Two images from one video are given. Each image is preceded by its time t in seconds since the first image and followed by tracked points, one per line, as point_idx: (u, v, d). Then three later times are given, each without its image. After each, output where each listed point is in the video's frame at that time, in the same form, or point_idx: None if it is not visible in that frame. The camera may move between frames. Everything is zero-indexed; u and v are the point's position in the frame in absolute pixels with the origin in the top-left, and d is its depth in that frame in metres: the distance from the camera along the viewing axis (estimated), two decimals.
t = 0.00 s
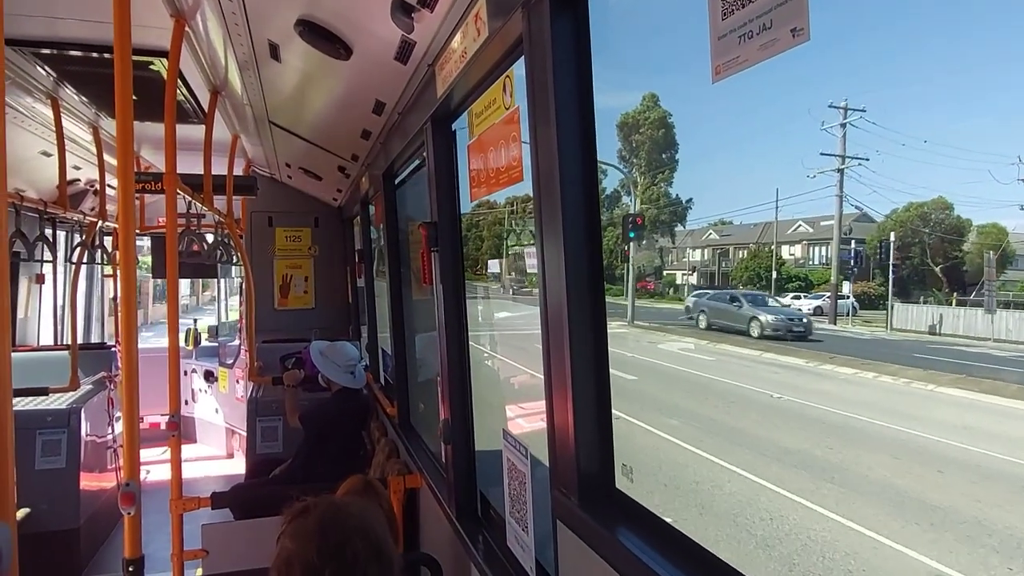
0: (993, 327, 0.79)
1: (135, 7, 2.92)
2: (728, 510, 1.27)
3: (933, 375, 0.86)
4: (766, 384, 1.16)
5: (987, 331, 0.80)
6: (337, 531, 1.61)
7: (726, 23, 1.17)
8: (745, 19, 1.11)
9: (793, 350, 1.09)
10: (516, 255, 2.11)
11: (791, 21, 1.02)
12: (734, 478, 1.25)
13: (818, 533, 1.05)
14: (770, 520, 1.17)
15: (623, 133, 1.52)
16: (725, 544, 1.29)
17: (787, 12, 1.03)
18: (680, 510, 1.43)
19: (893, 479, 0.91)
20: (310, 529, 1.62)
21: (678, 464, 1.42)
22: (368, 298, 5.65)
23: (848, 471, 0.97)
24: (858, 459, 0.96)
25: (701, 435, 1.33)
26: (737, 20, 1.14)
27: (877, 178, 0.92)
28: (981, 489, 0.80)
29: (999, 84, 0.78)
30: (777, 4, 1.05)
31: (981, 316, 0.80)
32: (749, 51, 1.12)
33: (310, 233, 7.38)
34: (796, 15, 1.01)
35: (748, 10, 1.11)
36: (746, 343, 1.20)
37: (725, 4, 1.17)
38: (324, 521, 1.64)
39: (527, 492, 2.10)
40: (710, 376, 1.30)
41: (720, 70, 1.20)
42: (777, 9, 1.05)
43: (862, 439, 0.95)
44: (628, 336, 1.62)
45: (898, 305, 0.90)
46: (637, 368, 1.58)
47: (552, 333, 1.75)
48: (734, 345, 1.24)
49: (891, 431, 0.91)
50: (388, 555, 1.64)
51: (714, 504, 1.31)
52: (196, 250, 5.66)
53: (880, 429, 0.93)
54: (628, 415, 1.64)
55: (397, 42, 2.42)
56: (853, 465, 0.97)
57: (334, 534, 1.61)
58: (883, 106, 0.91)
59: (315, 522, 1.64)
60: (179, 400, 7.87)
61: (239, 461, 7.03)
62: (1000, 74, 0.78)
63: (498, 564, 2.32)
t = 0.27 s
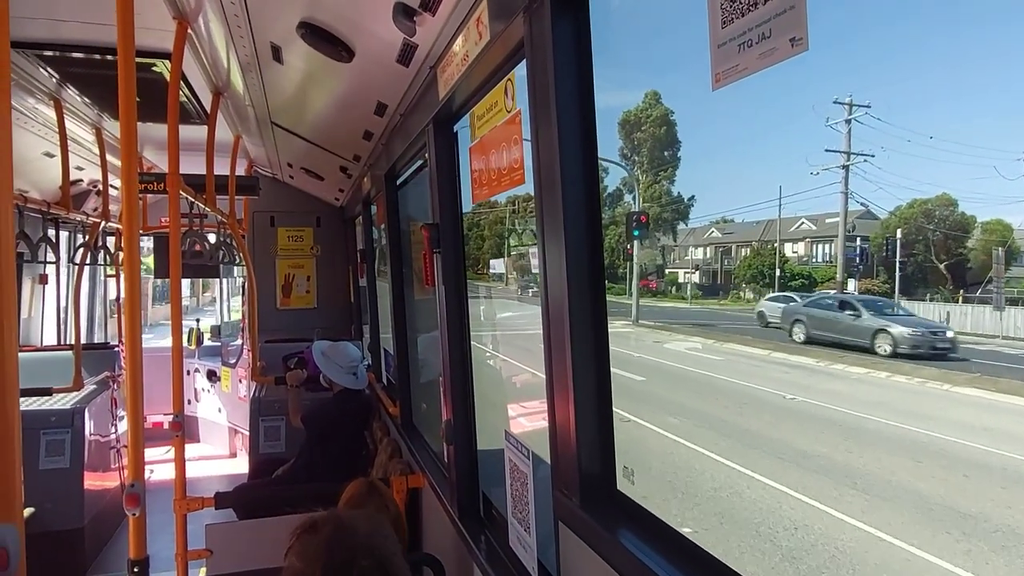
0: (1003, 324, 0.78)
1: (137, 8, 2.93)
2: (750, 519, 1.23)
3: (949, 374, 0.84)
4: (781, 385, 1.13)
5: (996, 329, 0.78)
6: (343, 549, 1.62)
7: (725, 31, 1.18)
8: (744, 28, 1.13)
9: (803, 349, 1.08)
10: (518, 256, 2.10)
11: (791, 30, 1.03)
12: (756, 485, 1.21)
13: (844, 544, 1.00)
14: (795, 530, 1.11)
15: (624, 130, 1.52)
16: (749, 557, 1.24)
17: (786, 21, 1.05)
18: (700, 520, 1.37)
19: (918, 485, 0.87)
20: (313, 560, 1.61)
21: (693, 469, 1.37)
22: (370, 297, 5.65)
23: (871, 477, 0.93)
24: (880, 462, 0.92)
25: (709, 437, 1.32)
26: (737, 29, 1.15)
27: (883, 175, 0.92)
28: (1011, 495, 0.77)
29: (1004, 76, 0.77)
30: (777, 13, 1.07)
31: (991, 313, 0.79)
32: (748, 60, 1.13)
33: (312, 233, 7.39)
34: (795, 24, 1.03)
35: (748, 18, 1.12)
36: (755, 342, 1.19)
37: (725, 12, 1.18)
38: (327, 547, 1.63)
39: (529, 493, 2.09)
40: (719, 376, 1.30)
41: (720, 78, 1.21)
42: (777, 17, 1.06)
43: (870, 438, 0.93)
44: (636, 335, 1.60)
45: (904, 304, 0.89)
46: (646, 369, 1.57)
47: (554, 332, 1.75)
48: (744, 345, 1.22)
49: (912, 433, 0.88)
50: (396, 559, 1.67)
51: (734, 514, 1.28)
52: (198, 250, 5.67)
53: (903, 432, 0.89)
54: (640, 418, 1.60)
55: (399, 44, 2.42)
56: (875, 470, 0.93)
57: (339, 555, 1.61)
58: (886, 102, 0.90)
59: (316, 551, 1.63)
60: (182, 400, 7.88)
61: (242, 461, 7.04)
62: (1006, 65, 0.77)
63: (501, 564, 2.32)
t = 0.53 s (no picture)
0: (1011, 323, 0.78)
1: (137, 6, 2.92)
2: (766, 524, 1.19)
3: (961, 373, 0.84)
4: (791, 384, 1.13)
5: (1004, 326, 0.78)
6: (341, 546, 1.58)
7: (728, 19, 1.16)
8: (746, 16, 1.11)
9: (811, 347, 1.08)
10: (520, 252, 2.09)
11: (794, 17, 1.01)
12: (771, 487, 1.18)
13: (869, 550, 0.99)
14: (815, 535, 1.08)
15: (625, 128, 1.52)
16: (770, 564, 1.19)
17: (789, 8, 1.02)
18: (716, 525, 1.33)
19: (939, 486, 0.87)
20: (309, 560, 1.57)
21: (706, 472, 1.35)
22: (372, 295, 5.65)
23: (890, 479, 0.93)
24: (898, 464, 0.92)
25: (719, 436, 1.31)
26: (739, 17, 1.14)
27: (887, 170, 0.91)
28: None
29: (1009, 70, 0.77)
30: None
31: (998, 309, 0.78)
32: (751, 48, 1.12)
33: (313, 231, 7.39)
34: (799, 11, 1.01)
35: (750, 6, 1.10)
36: (764, 340, 1.19)
37: None
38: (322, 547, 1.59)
39: (532, 490, 2.09)
40: (722, 374, 1.30)
41: (722, 67, 1.19)
42: (780, 4, 1.04)
43: (883, 438, 0.94)
44: (641, 334, 1.59)
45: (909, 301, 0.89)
46: (652, 368, 1.56)
47: (556, 329, 1.75)
48: (753, 343, 1.23)
49: (928, 433, 0.88)
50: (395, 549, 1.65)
51: (749, 518, 1.24)
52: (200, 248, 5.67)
53: (921, 433, 0.89)
54: (649, 419, 1.56)
55: (399, 40, 2.41)
56: (895, 473, 0.92)
57: (336, 552, 1.57)
58: (891, 98, 0.90)
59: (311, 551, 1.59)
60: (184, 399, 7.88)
61: (245, 459, 7.05)
62: (1011, 59, 0.77)
63: (503, 560, 2.32)
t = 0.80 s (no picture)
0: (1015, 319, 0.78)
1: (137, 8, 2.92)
2: (777, 527, 1.19)
3: (967, 371, 0.84)
4: (798, 383, 1.12)
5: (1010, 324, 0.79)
6: (338, 530, 1.64)
7: (733, 17, 1.15)
8: (752, 14, 1.10)
9: (817, 346, 1.08)
10: (522, 252, 2.09)
11: (799, 15, 1.00)
12: (781, 490, 1.17)
13: (881, 554, 0.98)
14: (826, 539, 1.07)
15: (626, 127, 1.52)
16: (782, 569, 1.19)
17: (794, 6, 1.01)
18: (725, 528, 1.32)
19: (950, 488, 0.87)
20: (307, 544, 1.62)
21: (714, 474, 1.34)
22: (373, 295, 5.65)
23: (900, 480, 0.93)
24: (908, 465, 0.92)
25: (725, 437, 1.31)
26: (744, 15, 1.13)
27: (889, 168, 0.91)
28: None
29: (1008, 66, 0.77)
30: None
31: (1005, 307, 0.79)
32: (756, 46, 1.10)
33: (314, 231, 7.38)
34: (804, 8, 0.99)
35: (756, 4, 1.09)
36: (767, 339, 1.19)
37: None
38: (320, 532, 1.64)
39: (537, 490, 2.09)
40: (726, 373, 1.30)
41: (727, 65, 1.18)
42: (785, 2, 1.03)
43: (891, 438, 0.94)
44: (643, 333, 1.59)
45: (913, 297, 0.89)
46: (656, 368, 1.56)
47: (560, 328, 1.75)
48: (757, 343, 1.23)
49: (938, 433, 0.88)
50: (393, 534, 1.69)
51: (760, 522, 1.23)
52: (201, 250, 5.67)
53: (932, 433, 0.89)
54: (655, 421, 1.56)
55: (400, 40, 2.41)
56: (905, 473, 0.92)
57: (333, 534, 1.62)
58: (892, 94, 0.90)
59: (310, 536, 1.65)
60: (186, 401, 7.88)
61: (247, 460, 7.05)
62: (1011, 54, 0.77)
63: (508, 560, 2.32)
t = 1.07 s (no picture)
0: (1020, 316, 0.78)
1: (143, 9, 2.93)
2: (783, 527, 1.18)
3: (972, 370, 0.84)
4: (802, 383, 1.12)
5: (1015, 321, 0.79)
6: (345, 519, 1.67)
7: (747, 18, 1.12)
8: (768, 14, 1.06)
9: (821, 345, 1.08)
10: (528, 253, 2.08)
11: (816, 16, 0.97)
12: (785, 489, 1.17)
13: (885, 553, 0.97)
14: (832, 539, 1.07)
15: (630, 125, 1.52)
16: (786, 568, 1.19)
17: (812, 7, 0.98)
18: (731, 528, 1.32)
19: (957, 487, 0.86)
20: (315, 533, 1.67)
21: (719, 474, 1.34)
22: (378, 294, 5.65)
23: (906, 480, 0.93)
24: (914, 464, 0.92)
25: (730, 437, 1.30)
26: (760, 16, 1.09)
27: (893, 167, 0.91)
28: None
29: (1011, 63, 0.77)
30: None
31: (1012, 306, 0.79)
32: (770, 48, 1.07)
33: (318, 231, 7.39)
34: (820, 10, 0.96)
35: (771, 4, 1.06)
36: (771, 338, 1.19)
37: None
38: (328, 522, 1.69)
39: (544, 489, 2.09)
40: (731, 372, 1.30)
41: (741, 66, 1.15)
42: (801, 3, 1.00)
43: (897, 438, 0.94)
44: (646, 332, 1.59)
45: (917, 295, 0.89)
46: (661, 367, 1.55)
47: (571, 329, 1.72)
48: (761, 342, 1.22)
49: (943, 433, 0.87)
50: (401, 530, 1.71)
51: (765, 521, 1.23)
52: (207, 250, 5.68)
53: (937, 432, 0.88)
54: (660, 420, 1.56)
55: (408, 40, 2.40)
56: (911, 473, 0.92)
57: (340, 523, 1.66)
58: (897, 91, 0.89)
59: (318, 526, 1.69)
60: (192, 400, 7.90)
61: (253, 459, 7.07)
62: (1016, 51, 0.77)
63: (514, 559, 2.32)
